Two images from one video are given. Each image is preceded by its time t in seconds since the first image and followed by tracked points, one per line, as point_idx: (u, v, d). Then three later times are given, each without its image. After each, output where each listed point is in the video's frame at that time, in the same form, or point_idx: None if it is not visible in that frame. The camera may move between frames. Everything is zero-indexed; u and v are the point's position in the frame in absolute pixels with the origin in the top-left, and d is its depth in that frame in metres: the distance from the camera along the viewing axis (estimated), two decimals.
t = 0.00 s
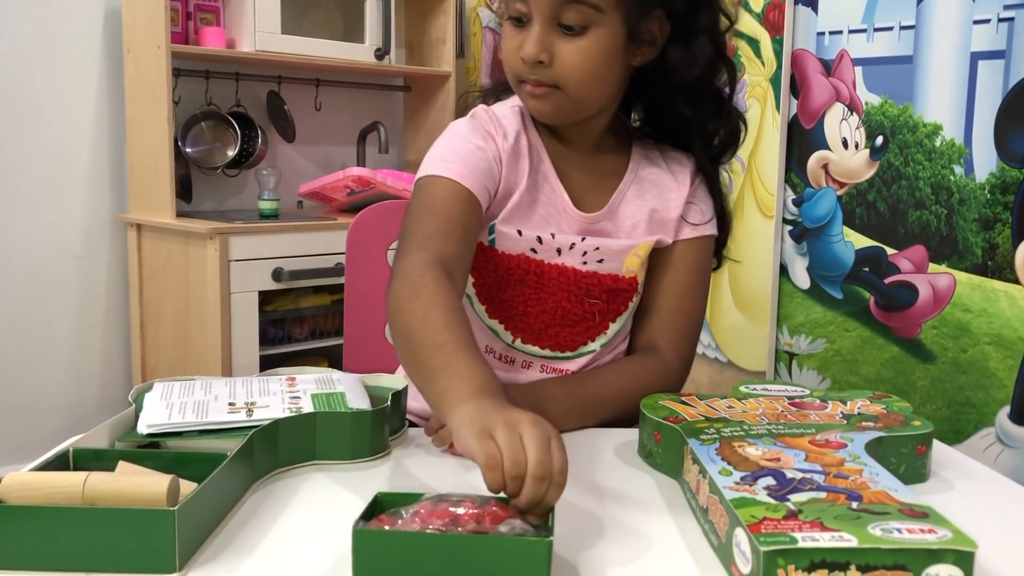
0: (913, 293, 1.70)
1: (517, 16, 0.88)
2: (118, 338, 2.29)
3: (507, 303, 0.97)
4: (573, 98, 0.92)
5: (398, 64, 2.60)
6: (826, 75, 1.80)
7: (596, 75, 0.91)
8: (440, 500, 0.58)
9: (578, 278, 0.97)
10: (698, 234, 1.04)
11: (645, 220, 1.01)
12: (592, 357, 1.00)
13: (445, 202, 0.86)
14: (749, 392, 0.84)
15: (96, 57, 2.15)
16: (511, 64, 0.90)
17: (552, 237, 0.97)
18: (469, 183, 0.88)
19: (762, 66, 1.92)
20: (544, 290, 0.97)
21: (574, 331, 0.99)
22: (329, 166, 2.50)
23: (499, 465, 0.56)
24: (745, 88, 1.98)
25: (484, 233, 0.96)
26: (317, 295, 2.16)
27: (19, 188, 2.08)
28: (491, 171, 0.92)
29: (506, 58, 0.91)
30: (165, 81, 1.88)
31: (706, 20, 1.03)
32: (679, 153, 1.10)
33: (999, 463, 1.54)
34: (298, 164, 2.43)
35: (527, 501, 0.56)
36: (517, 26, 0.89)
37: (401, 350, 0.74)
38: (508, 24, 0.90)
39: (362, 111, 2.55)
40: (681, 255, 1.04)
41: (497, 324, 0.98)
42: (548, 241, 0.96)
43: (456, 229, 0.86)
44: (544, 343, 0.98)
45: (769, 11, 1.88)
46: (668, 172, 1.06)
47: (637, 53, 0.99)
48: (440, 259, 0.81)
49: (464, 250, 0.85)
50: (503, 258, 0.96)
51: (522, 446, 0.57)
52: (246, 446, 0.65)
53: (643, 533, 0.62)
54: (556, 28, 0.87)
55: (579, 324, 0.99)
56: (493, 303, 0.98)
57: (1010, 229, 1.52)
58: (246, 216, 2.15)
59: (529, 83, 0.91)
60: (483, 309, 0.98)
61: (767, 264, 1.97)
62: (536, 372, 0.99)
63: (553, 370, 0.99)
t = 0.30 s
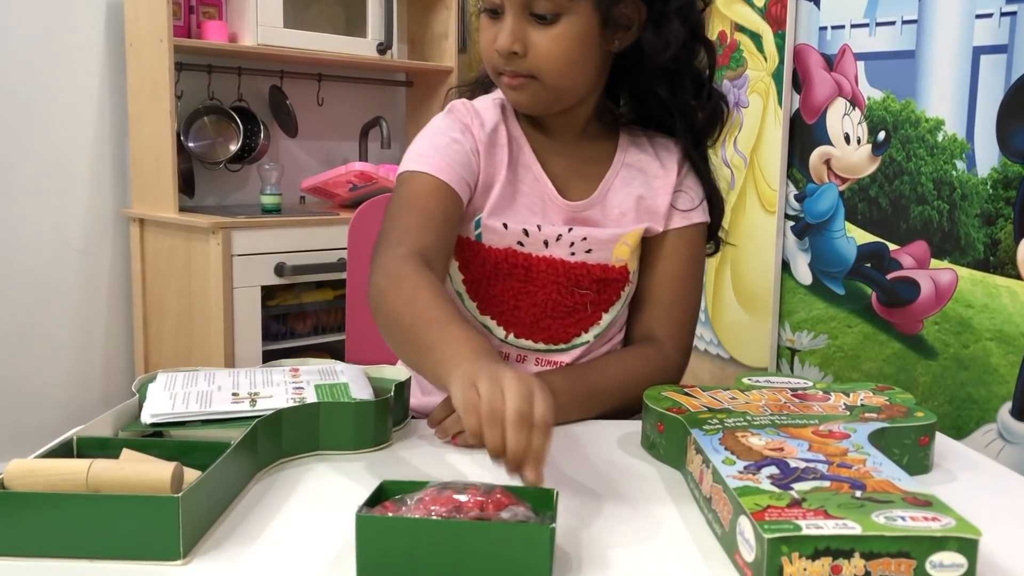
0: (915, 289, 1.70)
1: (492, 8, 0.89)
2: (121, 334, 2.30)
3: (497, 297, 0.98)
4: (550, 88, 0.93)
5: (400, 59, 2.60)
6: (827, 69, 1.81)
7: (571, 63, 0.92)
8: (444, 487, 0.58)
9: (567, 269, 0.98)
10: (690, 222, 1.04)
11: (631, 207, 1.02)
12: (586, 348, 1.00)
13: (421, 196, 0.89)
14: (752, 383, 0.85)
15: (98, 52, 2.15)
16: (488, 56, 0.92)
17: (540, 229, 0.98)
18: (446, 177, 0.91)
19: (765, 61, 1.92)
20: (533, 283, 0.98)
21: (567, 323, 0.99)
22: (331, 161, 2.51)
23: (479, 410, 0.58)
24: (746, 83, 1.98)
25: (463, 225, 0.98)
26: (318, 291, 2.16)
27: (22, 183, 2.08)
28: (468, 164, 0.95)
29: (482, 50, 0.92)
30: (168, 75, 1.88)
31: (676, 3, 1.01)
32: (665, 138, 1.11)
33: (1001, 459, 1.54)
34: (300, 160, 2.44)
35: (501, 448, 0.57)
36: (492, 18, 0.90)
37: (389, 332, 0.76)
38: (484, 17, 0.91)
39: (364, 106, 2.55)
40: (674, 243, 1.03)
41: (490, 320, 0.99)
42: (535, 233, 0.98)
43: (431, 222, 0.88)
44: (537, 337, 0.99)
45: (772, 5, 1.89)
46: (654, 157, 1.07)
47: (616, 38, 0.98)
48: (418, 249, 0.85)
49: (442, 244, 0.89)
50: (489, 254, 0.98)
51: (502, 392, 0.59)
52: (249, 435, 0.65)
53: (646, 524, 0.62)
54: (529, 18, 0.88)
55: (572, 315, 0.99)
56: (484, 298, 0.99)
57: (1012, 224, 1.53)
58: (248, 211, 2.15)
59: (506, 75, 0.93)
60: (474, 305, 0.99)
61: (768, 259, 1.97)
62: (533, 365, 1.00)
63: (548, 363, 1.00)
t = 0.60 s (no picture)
0: (919, 284, 1.70)
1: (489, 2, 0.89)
2: (125, 327, 2.30)
3: (484, 285, 1.00)
4: (547, 83, 0.94)
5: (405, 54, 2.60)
6: (834, 64, 1.81)
7: (569, 58, 0.92)
8: (453, 476, 0.58)
9: (554, 257, 0.99)
10: (683, 217, 1.03)
11: (618, 197, 1.02)
12: (576, 336, 1.00)
13: (373, 175, 0.94)
14: (759, 375, 0.85)
15: (104, 45, 2.15)
16: (485, 50, 0.92)
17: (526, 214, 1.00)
18: (399, 159, 0.96)
19: (769, 55, 1.94)
20: (521, 269, 0.99)
21: (556, 311, 0.99)
22: (335, 156, 2.51)
23: (242, 321, 0.65)
24: (751, 77, 2.01)
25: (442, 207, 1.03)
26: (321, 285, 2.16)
27: (27, 177, 2.08)
28: (427, 147, 0.99)
29: (481, 43, 0.92)
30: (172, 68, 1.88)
31: None
32: (659, 129, 1.09)
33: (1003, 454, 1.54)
34: (304, 154, 2.44)
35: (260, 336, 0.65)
36: (490, 13, 0.90)
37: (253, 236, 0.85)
38: (483, 11, 0.91)
39: (368, 101, 2.55)
40: (667, 237, 1.03)
41: (480, 309, 1.00)
42: (521, 221, 0.99)
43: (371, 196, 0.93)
44: (525, 325, 0.99)
45: None
46: (647, 149, 1.06)
47: (611, 32, 1.00)
48: (334, 214, 0.88)
49: (371, 222, 0.92)
50: (476, 241, 0.99)
51: (239, 300, 0.66)
52: (257, 424, 0.65)
53: (654, 514, 0.62)
54: (528, 13, 0.89)
55: (561, 303, 0.99)
56: (474, 287, 1.00)
57: (1015, 219, 1.52)
58: (252, 205, 2.16)
59: (504, 69, 0.93)
60: (466, 294, 1.01)
61: (772, 255, 1.98)
62: (522, 355, 1.00)
63: (537, 352, 1.00)
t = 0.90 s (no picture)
0: (923, 280, 1.70)
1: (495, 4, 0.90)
2: (132, 320, 2.31)
3: (472, 272, 1.02)
4: (551, 84, 0.95)
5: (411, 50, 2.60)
6: (840, 60, 1.81)
7: (572, 61, 0.93)
8: (466, 466, 0.59)
9: (538, 242, 1.00)
10: (667, 203, 1.01)
11: (603, 181, 1.02)
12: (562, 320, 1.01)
13: (356, 181, 1.01)
14: (766, 368, 0.85)
15: (111, 39, 2.15)
16: (489, 51, 0.92)
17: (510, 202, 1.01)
18: (383, 160, 1.02)
19: (776, 51, 1.92)
20: (504, 257, 1.00)
21: (540, 296, 1.00)
22: (341, 151, 2.51)
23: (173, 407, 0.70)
24: (757, 73, 1.97)
25: (436, 200, 1.06)
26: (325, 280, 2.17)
27: (36, 171, 2.09)
28: (412, 146, 1.03)
29: (483, 42, 0.93)
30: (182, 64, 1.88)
31: None
32: (652, 118, 1.08)
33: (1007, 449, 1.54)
34: (310, 149, 2.44)
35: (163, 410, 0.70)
36: (495, 14, 0.90)
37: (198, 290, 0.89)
38: (486, 12, 0.91)
39: (374, 96, 2.56)
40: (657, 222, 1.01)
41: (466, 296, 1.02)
42: (505, 207, 1.01)
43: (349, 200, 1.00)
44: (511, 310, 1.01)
45: None
46: (633, 135, 1.06)
47: (610, 29, 1.02)
48: (310, 222, 0.96)
49: (347, 226, 0.99)
50: (462, 229, 1.01)
51: (177, 391, 0.70)
52: (270, 416, 0.66)
53: (664, 505, 0.62)
54: (534, 17, 0.90)
55: (545, 288, 1.00)
56: (461, 274, 1.02)
57: (1022, 215, 1.53)
58: (259, 199, 2.16)
59: (508, 70, 0.94)
60: (455, 281, 1.03)
61: (777, 251, 1.97)
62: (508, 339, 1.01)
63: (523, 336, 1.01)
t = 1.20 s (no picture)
0: (926, 277, 1.71)
1: (496, 14, 0.91)
2: (141, 316, 2.33)
3: (466, 270, 1.04)
4: (550, 89, 0.96)
5: (417, 47, 2.61)
6: (844, 58, 1.82)
7: (572, 68, 0.95)
8: (477, 459, 0.60)
9: (526, 238, 1.02)
10: (652, 198, 1.02)
11: (591, 177, 1.04)
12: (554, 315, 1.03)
13: (360, 180, 1.05)
14: (770, 364, 0.87)
15: (120, 37, 2.17)
16: (489, 59, 0.94)
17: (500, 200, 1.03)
18: (384, 160, 1.05)
19: (781, 49, 1.93)
20: (495, 253, 1.02)
21: (530, 291, 1.02)
22: (347, 148, 2.53)
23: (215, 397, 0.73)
24: (762, 71, 1.98)
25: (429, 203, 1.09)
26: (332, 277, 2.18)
27: (46, 168, 2.11)
28: (412, 146, 1.07)
29: (483, 51, 0.94)
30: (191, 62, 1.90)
31: None
32: (644, 118, 1.09)
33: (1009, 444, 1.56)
34: (317, 146, 2.46)
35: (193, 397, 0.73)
36: (495, 24, 0.92)
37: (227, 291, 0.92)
38: (485, 21, 0.93)
39: (380, 94, 2.57)
40: (644, 216, 1.02)
41: (463, 293, 1.05)
42: (493, 206, 1.03)
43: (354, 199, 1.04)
44: (503, 306, 1.03)
45: None
46: (623, 133, 1.07)
47: (605, 34, 1.02)
48: (317, 220, 1.00)
49: (352, 225, 1.03)
50: (454, 229, 1.04)
51: (223, 380, 0.73)
52: (289, 408, 0.68)
53: (671, 497, 0.64)
54: (534, 28, 0.91)
55: (535, 283, 1.02)
56: (457, 273, 1.05)
57: None
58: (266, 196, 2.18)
59: (509, 77, 0.96)
60: (451, 280, 1.05)
61: (781, 249, 1.98)
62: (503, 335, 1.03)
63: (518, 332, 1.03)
